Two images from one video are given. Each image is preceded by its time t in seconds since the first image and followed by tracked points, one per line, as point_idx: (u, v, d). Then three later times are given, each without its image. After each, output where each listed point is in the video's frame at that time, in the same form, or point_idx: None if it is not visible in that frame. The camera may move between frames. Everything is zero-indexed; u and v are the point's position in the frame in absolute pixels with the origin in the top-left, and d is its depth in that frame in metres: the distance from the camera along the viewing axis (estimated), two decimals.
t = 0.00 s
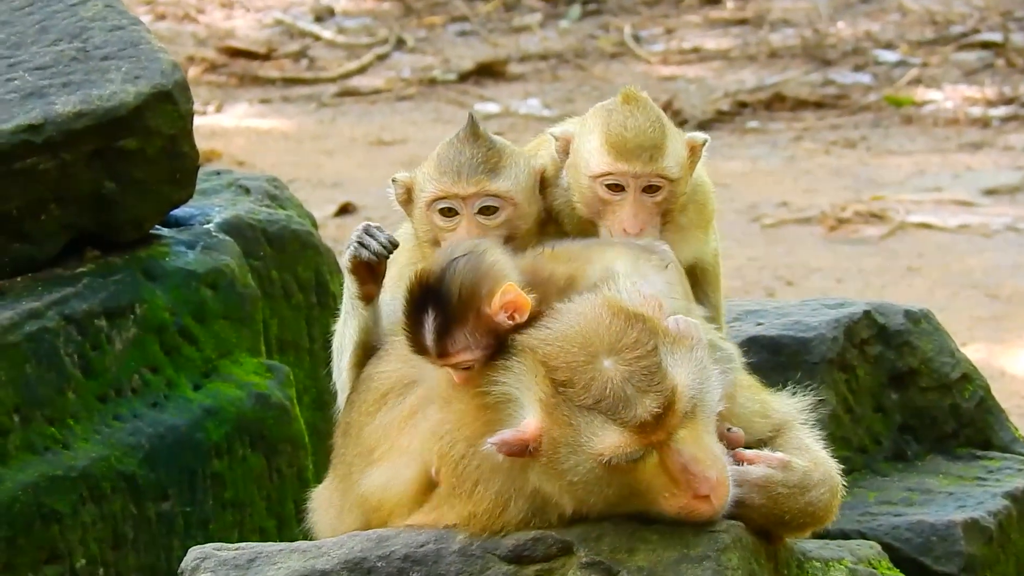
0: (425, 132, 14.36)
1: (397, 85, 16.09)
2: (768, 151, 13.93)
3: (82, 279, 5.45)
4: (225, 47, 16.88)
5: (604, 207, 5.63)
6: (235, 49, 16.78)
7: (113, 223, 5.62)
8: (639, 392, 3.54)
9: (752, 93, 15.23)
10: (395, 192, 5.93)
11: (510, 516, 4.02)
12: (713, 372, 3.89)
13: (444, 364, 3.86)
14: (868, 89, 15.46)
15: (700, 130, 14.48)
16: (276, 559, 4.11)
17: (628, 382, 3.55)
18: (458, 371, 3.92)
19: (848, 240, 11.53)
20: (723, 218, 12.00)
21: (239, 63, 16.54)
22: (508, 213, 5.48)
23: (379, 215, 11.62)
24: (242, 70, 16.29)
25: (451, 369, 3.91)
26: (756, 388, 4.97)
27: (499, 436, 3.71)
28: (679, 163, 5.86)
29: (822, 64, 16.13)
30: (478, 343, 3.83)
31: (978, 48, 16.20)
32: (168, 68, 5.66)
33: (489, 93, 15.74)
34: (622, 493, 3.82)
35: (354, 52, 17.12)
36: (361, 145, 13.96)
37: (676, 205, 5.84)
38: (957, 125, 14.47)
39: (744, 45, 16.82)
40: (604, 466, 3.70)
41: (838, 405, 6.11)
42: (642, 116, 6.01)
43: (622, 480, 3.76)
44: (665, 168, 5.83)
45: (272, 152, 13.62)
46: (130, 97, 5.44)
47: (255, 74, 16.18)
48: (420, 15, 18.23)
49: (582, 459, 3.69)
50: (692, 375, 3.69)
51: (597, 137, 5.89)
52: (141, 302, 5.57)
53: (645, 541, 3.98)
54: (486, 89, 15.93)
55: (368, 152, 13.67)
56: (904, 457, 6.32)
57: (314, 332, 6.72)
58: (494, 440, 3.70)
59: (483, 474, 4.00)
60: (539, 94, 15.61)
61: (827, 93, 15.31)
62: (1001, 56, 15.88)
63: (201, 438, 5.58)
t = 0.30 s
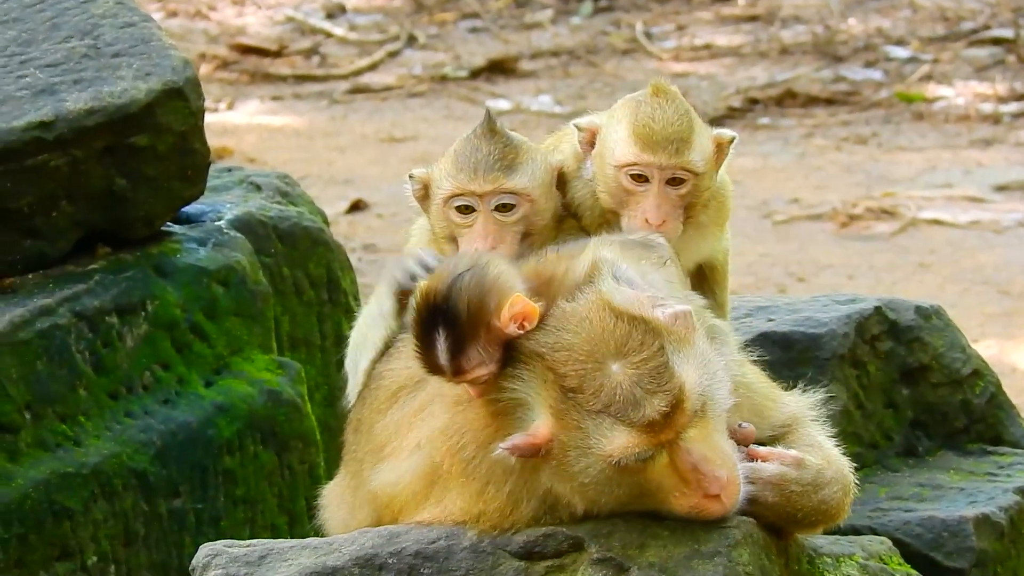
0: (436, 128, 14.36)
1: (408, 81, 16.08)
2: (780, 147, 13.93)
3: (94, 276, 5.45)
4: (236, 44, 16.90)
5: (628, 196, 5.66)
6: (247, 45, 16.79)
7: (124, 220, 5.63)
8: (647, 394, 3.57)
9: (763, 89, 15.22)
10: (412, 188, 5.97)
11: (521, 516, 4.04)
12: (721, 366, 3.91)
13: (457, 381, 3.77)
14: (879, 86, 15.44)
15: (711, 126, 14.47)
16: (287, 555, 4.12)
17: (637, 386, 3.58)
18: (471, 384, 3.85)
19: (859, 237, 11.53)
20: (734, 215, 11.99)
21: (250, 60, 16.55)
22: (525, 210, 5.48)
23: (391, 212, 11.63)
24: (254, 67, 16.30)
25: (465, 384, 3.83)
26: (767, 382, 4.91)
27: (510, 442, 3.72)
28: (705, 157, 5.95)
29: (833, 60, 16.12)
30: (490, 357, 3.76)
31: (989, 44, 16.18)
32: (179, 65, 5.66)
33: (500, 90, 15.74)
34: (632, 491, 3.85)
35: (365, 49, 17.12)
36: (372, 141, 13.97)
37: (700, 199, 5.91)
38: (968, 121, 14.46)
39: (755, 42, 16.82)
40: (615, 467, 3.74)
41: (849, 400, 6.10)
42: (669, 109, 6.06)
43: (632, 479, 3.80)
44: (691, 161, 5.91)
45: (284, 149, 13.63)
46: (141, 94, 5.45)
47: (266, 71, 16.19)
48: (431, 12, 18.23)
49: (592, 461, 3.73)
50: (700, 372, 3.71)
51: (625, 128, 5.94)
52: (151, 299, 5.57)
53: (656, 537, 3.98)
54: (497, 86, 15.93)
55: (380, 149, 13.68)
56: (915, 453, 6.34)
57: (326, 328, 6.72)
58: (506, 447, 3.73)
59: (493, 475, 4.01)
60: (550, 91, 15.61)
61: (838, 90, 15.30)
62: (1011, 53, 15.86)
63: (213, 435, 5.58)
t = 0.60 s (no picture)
0: (445, 127, 14.34)
1: (418, 80, 16.06)
2: (789, 146, 13.89)
3: (102, 275, 5.45)
4: (245, 43, 16.90)
5: (645, 202, 5.60)
6: (257, 45, 16.79)
7: (133, 219, 5.62)
8: (654, 395, 3.56)
9: (772, 88, 15.18)
10: (422, 182, 5.94)
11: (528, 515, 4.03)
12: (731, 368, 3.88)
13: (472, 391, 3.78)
14: (889, 84, 15.41)
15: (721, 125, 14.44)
16: (295, 554, 4.10)
17: (644, 387, 3.56)
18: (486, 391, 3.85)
19: (869, 236, 11.51)
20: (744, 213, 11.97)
21: (260, 59, 16.53)
22: (537, 208, 5.52)
23: (401, 211, 11.62)
24: (263, 66, 16.28)
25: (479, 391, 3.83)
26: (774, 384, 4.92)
27: (519, 442, 3.73)
28: (724, 164, 5.85)
29: (843, 59, 16.08)
30: (503, 365, 3.76)
31: (999, 43, 16.16)
32: (188, 64, 5.65)
33: (510, 89, 15.72)
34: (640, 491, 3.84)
35: (375, 47, 17.10)
36: (382, 141, 13.95)
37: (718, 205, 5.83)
38: (978, 120, 14.42)
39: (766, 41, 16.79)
40: (622, 467, 3.73)
41: (858, 400, 6.08)
42: (690, 115, 5.97)
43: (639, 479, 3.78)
44: (709, 168, 5.82)
45: (293, 147, 13.62)
46: (150, 93, 5.45)
47: (276, 70, 16.17)
48: (440, 11, 18.22)
49: (598, 461, 3.72)
50: (708, 373, 3.68)
51: (644, 132, 5.85)
52: (161, 298, 5.56)
53: (664, 537, 3.97)
54: (506, 85, 15.90)
55: (390, 148, 13.66)
56: (923, 452, 6.31)
57: (335, 328, 6.71)
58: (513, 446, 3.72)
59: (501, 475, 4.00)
60: (559, 90, 15.59)
61: (848, 89, 15.27)
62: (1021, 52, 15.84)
63: (221, 434, 5.58)
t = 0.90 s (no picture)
0: (453, 126, 14.34)
1: (426, 79, 16.06)
2: (798, 144, 13.84)
3: (109, 273, 5.46)
4: (253, 40, 16.90)
5: (669, 210, 5.94)
6: (266, 44, 16.80)
7: (139, 218, 5.62)
8: (659, 389, 3.58)
9: (779, 87, 15.18)
10: (435, 182, 5.93)
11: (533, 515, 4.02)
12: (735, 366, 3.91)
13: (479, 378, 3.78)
14: (897, 82, 15.39)
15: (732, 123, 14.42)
16: (302, 553, 4.09)
17: (649, 383, 3.59)
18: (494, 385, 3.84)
19: (876, 233, 11.50)
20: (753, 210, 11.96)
21: (267, 57, 16.51)
22: (551, 209, 5.56)
23: (409, 209, 11.62)
24: (270, 64, 16.26)
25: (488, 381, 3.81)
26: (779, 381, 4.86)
27: (524, 439, 3.74)
28: (751, 176, 6.01)
29: (851, 57, 16.06)
30: (504, 343, 3.73)
31: (1007, 41, 16.17)
32: (194, 62, 5.65)
33: (518, 87, 15.72)
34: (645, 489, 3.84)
35: (383, 46, 17.09)
36: (390, 139, 13.95)
37: (744, 216, 6.09)
38: (987, 117, 14.39)
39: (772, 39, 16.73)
40: (627, 463, 3.74)
41: (864, 398, 6.09)
42: (722, 126, 6.09)
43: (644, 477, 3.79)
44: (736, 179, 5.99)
45: (300, 145, 13.61)
46: (157, 92, 5.45)
47: (283, 68, 16.15)
48: (449, 10, 18.28)
49: (604, 459, 3.73)
50: (712, 370, 3.71)
51: (673, 140, 6.03)
52: (168, 297, 5.57)
53: (670, 535, 3.97)
54: (515, 83, 15.89)
55: (398, 146, 13.66)
56: (930, 450, 6.30)
57: (343, 326, 6.71)
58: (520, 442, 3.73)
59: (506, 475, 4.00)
60: (568, 88, 15.59)
61: (856, 86, 15.26)
62: None
63: (228, 432, 5.57)
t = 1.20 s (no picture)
0: (463, 112, 13.88)
1: (432, 60, 15.58)
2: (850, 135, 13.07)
3: (87, 272, 5.02)
4: (242, 18, 16.29)
5: (738, 194, 5.50)
6: (255, 20, 16.25)
7: (120, 212, 5.16)
8: (681, 396, 3.16)
9: (819, 70, 14.59)
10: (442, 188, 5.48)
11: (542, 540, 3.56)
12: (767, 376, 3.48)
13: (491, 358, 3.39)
14: (944, 66, 14.85)
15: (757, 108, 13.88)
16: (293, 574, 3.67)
17: (669, 389, 3.17)
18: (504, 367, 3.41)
19: (921, 230, 11.02)
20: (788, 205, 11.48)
21: (258, 36, 16.01)
22: (565, 221, 5.10)
23: (412, 204, 11.16)
24: (262, 44, 15.73)
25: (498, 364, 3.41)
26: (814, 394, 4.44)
27: (535, 450, 3.31)
28: (825, 153, 5.49)
29: (895, 39, 15.53)
30: (519, 320, 3.35)
31: None
32: (180, 42, 5.18)
33: (532, 70, 15.24)
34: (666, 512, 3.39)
35: (385, 25, 16.63)
36: (393, 126, 13.49)
37: (817, 200, 5.58)
38: None
39: (809, 19, 16.33)
40: (647, 482, 3.29)
41: (907, 410, 5.81)
42: (791, 99, 5.57)
43: (665, 498, 3.34)
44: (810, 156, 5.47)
45: (293, 133, 13.13)
46: (138, 74, 4.98)
47: (276, 49, 15.60)
48: None
49: (622, 475, 3.29)
50: (740, 377, 3.29)
51: (739, 117, 5.55)
52: (150, 297, 5.12)
53: (697, 558, 3.53)
54: (528, 66, 15.41)
55: (400, 134, 13.19)
56: (979, 467, 5.97)
57: (340, 331, 6.26)
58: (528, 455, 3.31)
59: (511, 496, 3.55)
60: (586, 71, 15.11)
61: (901, 71, 14.67)
62: None
63: (216, 446, 5.12)
